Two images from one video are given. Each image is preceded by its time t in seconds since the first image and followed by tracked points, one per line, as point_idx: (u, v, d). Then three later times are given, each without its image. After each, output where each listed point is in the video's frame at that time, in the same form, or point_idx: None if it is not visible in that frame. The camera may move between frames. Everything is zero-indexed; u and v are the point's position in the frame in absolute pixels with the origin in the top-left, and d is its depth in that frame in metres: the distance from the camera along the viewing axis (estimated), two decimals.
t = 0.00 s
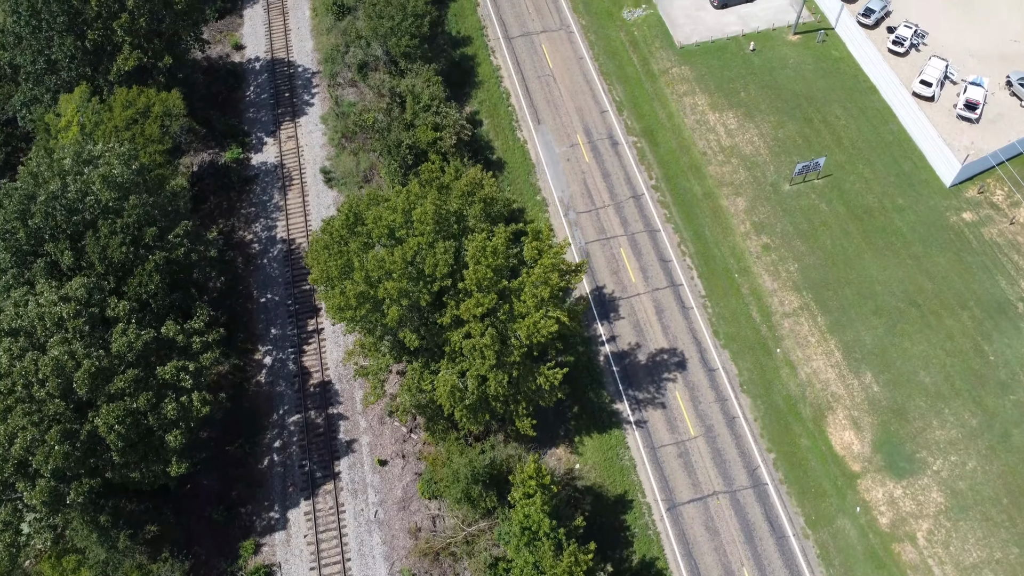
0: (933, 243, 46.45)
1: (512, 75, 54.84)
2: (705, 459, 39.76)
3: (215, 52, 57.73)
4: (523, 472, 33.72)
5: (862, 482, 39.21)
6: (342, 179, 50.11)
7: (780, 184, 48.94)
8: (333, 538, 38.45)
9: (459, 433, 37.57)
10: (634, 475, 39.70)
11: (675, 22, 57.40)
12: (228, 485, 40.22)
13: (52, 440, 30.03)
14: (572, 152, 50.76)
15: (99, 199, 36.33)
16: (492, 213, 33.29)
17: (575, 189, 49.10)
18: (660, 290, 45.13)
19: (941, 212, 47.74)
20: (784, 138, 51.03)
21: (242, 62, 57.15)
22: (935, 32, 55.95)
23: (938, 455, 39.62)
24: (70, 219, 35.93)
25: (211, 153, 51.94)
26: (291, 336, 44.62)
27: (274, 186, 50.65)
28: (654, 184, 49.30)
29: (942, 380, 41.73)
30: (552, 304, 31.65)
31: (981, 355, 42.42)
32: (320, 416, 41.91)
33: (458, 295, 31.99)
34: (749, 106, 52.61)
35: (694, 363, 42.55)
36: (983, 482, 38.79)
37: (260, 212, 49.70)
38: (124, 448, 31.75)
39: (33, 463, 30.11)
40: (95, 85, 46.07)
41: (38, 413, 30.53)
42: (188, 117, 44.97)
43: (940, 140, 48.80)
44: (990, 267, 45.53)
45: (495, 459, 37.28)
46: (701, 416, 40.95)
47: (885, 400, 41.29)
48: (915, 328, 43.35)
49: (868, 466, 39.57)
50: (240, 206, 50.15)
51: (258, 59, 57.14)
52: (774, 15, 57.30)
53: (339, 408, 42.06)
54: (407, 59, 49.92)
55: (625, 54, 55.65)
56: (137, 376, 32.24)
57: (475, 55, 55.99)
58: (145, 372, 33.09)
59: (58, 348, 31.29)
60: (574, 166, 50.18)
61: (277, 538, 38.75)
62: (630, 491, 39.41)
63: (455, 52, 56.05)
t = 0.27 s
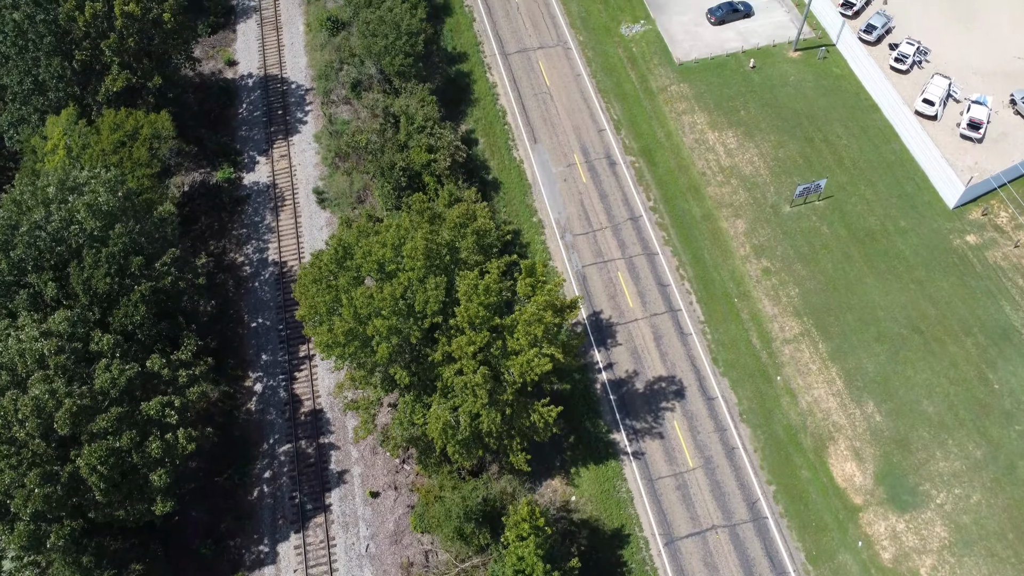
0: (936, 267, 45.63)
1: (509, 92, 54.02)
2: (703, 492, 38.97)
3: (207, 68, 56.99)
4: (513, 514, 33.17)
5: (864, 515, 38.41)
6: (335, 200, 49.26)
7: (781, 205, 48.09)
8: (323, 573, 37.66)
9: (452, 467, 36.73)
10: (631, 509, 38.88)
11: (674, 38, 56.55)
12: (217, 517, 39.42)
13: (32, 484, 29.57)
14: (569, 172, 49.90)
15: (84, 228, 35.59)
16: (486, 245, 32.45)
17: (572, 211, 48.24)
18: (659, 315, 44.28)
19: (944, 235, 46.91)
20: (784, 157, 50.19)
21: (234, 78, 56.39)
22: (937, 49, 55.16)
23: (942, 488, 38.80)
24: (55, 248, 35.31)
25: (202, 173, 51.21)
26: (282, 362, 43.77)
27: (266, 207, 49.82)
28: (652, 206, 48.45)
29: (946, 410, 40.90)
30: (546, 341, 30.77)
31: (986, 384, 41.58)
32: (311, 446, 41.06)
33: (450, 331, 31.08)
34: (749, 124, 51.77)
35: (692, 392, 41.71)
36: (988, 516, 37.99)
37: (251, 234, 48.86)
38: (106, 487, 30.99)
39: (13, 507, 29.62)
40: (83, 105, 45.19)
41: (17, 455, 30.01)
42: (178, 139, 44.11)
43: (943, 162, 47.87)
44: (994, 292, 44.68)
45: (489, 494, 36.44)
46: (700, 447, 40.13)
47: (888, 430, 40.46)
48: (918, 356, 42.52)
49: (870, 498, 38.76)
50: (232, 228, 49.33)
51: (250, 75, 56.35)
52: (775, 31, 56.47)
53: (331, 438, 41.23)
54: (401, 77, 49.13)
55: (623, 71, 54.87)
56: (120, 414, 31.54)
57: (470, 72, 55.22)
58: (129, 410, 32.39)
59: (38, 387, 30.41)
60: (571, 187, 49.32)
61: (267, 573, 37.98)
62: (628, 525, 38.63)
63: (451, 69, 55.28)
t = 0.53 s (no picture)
0: (939, 293, 44.78)
1: (504, 112, 53.24)
2: (701, 528, 38.14)
3: (199, 87, 56.32)
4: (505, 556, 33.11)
5: (865, 553, 37.57)
6: (326, 223, 48.44)
7: (780, 229, 47.26)
8: None
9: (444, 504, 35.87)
10: (627, 545, 38.04)
11: (672, 56, 55.81)
12: (204, 553, 38.58)
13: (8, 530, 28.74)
14: (565, 195, 49.07)
15: (66, 260, 34.99)
16: (477, 281, 31.62)
17: (568, 235, 47.41)
18: (656, 344, 43.43)
19: (946, 260, 46.07)
20: (784, 180, 49.37)
21: (226, 97, 55.68)
22: (938, 68, 54.44)
23: (945, 525, 37.95)
24: (37, 281, 34.68)
25: (193, 195, 50.48)
26: (272, 391, 42.92)
27: (257, 230, 49.01)
28: (650, 230, 47.62)
29: (949, 442, 40.04)
30: (538, 382, 29.90)
31: (990, 415, 40.73)
32: (300, 479, 40.21)
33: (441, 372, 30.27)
34: (748, 146, 50.97)
35: (690, 424, 40.88)
36: (992, 554, 37.13)
37: (242, 258, 48.07)
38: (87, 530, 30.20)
39: None
40: (71, 129, 44.45)
41: None
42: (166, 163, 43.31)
43: (945, 186, 47.02)
44: (998, 320, 43.83)
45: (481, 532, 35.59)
46: (697, 481, 39.30)
47: (889, 464, 39.60)
48: (920, 386, 41.68)
49: (871, 535, 37.91)
50: (222, 251, 48.53)
51: (243, 94, 55.63)
52: (774, 50, 55.70)
53: (320, 470, 40.39)
54: (394, 99, 48.42)
55: (620, 91, 54.12)
56: (100, 455, 30.80)
57: (465, 91, 54.47)
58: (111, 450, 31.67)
59: (15, 429, 29.87)
60: (567, 210, 48.49)
61: None
62: (623, 562, 37.78)
63: (445, 88, 54.55)
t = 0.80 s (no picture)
0: (940, 322, 43.91)
1: (499, 133, 52.44)
2: (697, 566, 37.36)
3: (190, 106, 55.51)
4: None
5: None
6: (317, 248, 47.61)
7: (779, 255, 46.42)
8: None
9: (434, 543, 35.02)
10: None
11: (669, 76, 55.02)
12: None
13: None
14: (560, 220, 48.21)
15: (47, 294, 34.37)
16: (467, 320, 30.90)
17: (563, 261, 46.55)
18: (652, 374, 42.57)
19: (948, 288, 45.22)
20: (783, 204, 48.52)
21: (217, 116, 54.86)
22: (939, 89, 53.66)
23: (946, 563, 37.10)
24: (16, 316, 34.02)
25: (182, 218, 49.64)
26: (260, 422, 42.07)
27: (246, 254, 48.18)
28: (646, 255, 46.77)
29: (951, 478, 39.17)
30: (529, 427, 29.07)
31: (993, 449, 39.85)
32: (288, 514, 39.35)
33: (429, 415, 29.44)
34: (746, 168, 50.17)
35: (687, 458, 40.05)
36: None
37: (231, 283, 47.23)
38: None
39: None
40: (56, 153, 43.57)
41: None
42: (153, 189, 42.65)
43: (947, 212, 46.18)
44: (1001, 349, 42.95)
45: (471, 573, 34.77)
46: (694, 517, 38.47)
47: (890, 500, 38.72)
48: (922, 418, 40.80)
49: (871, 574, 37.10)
50: (210, 276, 47.68)
51: (234, 113, 54.81)
52: (772, 70, 54.94)
53: (308, 505, 39.55)
54: (386, 122, 47.56)
55: (616, 111, 53.34)
56: (76, 500, 30.06)
57: (460, 112, 53.67)
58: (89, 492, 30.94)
59: None
60: (562, 235, 47.63)
61: None
62: None
63: (439, 108, 53.75)
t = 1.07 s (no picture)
0: (940, 352, 43.06)
1: (492, 155, 51.67)
2: None
3: (179, 126, 54.71)
4: None
5: None
6: (306, 274, 46.84)
7: (776, 282, 45.59)
8: None
9: None
10: None
11: (665, 97, 54.26)
12: None
13: None
14: (553, 245, 47.41)
15: (25, 329, 33.71)
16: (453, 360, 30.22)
17: (556, 288, 45.76)
18: (646, 406, 41.71)
19: (948, 316, 44.38)
20: (780, 229, 47.68)
21: (207, 138, 54.07)
22: (939, 111, 52.93)
23: None
24: None
25: (169, 243, 48.93)
26: (245, 455, 41.26)
27: (234, 280, 47.40)
28: (641, 282, 45.95)
29: (951, 514, 38.31)
30: (516, 474, 28.23)
31: (994, 485, 38.97)
32: (273, 551, 38.55)
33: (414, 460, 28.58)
34: (743, 193, 49.36)
35: (681, 493, 39.23)
36: None
37: (218, 309, 46.45)
38: None
39: None
40: (39, 179, 42.74)
41: None
42: (138, 216, 41.81)
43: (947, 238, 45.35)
44: (1003, 381, 42.06)
45: None
46: (688, 555, 37.65)
47: (889, 538, 37.86)
48: (922, 453, 39.92)
49: None
50: (197, 302, 46.88)
51: (223, 135, 54.04)
52: (770, 91, 54.19)
53: (294, 541, 38.73)
54: (377, 146, 46.71)
55: (611, 133, 52.55)
56: (51, 546, 29.42)
57: (452, 133, 52.89)
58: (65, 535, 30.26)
59: None
60: (555, 261, 46.82)
61: None
62: None
63: (431, 130, 52.97)
